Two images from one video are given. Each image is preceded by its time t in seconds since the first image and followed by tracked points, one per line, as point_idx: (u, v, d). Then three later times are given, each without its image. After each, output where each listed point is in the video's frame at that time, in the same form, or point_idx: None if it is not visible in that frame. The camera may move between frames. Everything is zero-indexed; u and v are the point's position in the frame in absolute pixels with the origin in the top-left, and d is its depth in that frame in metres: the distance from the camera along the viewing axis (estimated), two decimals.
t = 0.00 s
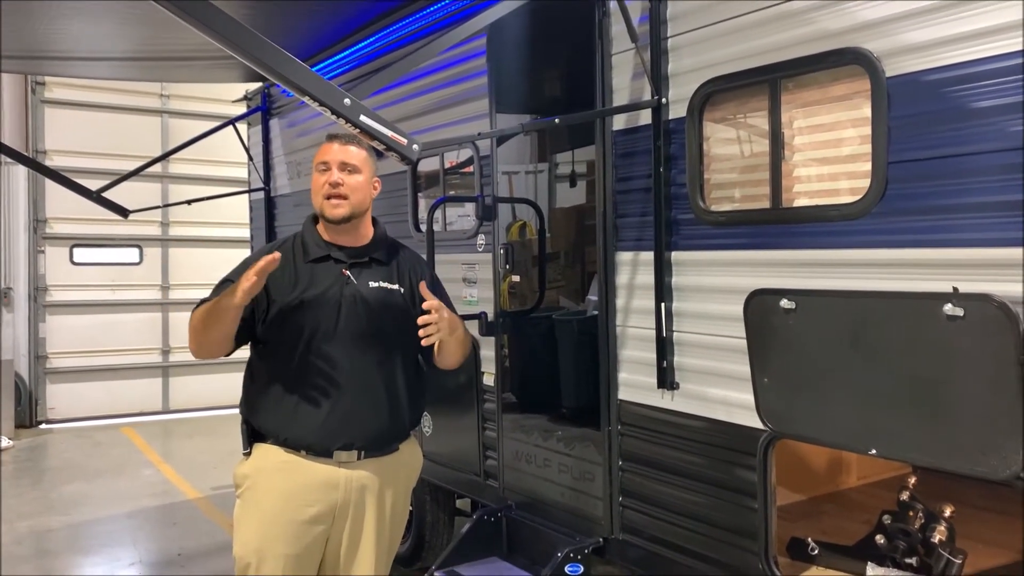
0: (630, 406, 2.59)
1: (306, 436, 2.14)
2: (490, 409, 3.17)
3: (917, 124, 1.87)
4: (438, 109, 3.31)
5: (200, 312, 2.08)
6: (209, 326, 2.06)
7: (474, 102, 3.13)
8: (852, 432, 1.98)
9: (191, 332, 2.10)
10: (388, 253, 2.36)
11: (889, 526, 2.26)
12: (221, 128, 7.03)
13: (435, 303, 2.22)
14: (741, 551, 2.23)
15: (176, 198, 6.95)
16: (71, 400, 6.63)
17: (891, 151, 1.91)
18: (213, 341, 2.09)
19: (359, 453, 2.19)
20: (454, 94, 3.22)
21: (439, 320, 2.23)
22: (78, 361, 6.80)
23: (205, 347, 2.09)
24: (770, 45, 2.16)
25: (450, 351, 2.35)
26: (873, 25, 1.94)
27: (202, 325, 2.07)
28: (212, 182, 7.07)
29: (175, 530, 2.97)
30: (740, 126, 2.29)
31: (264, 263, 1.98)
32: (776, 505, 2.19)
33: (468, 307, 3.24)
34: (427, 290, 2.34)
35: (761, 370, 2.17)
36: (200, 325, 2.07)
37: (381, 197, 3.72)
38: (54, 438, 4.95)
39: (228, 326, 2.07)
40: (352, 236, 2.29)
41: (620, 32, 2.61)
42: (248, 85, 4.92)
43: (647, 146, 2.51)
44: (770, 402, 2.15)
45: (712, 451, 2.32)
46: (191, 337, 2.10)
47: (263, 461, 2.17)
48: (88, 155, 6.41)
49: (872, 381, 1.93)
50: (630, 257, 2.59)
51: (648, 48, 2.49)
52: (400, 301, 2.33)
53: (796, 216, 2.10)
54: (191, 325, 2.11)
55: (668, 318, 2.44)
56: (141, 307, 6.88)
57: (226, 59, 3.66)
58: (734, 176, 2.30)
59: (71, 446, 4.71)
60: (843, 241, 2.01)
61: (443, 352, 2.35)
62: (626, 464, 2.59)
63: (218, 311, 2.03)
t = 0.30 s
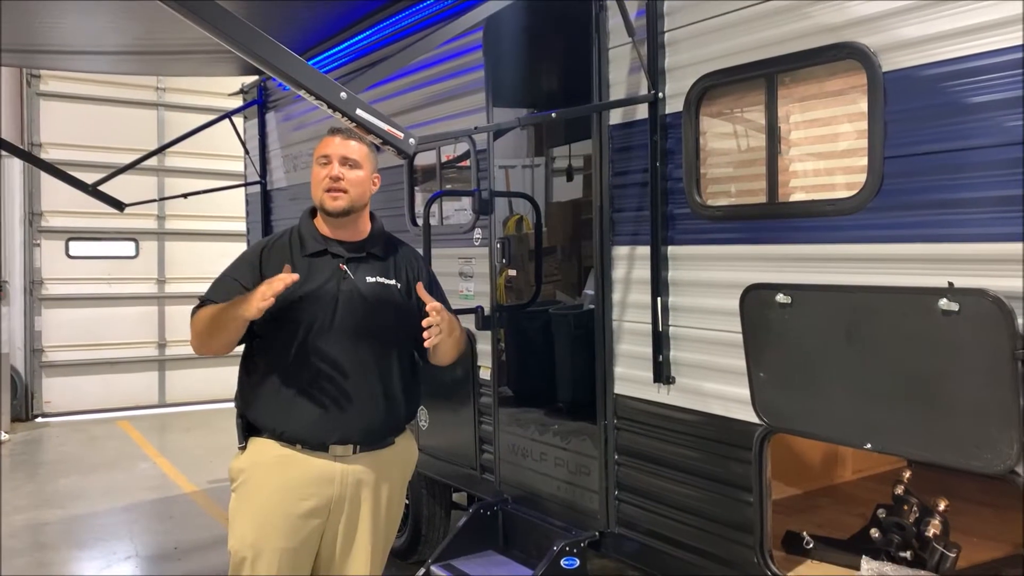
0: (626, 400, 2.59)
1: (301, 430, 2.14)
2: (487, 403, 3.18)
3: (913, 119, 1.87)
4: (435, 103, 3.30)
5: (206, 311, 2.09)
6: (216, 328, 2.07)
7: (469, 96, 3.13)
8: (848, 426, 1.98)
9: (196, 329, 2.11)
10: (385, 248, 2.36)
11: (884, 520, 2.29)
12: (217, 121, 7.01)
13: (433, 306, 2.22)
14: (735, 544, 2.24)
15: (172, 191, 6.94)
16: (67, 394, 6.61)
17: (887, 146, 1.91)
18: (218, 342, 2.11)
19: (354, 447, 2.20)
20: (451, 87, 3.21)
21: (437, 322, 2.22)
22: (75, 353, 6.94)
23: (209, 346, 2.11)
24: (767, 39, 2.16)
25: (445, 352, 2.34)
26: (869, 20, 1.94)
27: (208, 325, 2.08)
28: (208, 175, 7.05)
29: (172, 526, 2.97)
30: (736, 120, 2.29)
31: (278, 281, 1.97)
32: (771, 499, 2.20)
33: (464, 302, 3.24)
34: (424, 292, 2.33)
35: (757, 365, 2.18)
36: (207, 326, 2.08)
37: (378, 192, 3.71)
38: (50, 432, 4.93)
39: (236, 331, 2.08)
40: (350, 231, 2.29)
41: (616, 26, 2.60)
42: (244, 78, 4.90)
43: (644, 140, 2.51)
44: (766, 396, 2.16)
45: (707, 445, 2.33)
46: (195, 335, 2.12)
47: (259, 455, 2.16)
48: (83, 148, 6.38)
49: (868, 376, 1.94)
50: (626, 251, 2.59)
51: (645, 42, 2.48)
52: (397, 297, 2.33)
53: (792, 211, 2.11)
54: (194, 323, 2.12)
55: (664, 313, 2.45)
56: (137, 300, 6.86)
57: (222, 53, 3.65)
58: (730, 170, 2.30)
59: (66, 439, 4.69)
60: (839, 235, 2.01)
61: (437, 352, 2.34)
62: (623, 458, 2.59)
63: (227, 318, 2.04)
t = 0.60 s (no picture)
0: (623, 396, 2.59)
1: (298, 426, 2.14)
2: (483, 399, 3.18)
3: (910, 115, 1.87)
4: (432, 99, 3.30)
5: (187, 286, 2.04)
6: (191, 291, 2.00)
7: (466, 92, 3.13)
8: (844, 423, 1.99)
9: (177, 308, 2.07)
10: (380, 244, 2.36)
11: (880, 516, 2.28)
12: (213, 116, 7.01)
13: (425, 301, 2.20)
14: (731, 540, 2.25)
15: (168, 186, 6.92)
16: (63, 390, 6.58)
17: (884, 142, 1.91)
18: (199, 323, 2.04)
19: (351, 442, 2.20)
20: (448, 83, 3.21)
21: (430, 317, 2.21)
22: (70, 350, 6.65)
23: (187, 323, 2.03)
24: (764, 35, 2.16)
25: (441, 346, 2.34)
26: (866, 17, 1.94)
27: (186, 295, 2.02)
28: (204, 170, 7.03)
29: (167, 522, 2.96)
30: (733, 117, 2.30)
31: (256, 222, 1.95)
32: (766, 495, 2.20)
33: (461, 298, 3.24)
34: (416, 287, 2.32)
35: (753, 361, 2.18)
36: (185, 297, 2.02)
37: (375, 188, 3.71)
38: (45, 427, 4.91)
39: (212, 295, 2.01)
40: (344, 229, 2.29)
41: (613, 23, 2.60)
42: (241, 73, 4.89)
43: (641, 136, 2.51)
44: (761, 392, 2.16)
45: (703, 441, 2.33)
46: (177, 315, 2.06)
47: (256, 450, 2.17)
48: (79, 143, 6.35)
49: (865, 372, 1.94)
50: (623, 247, 2.59)
51: (642, 38, 2.48)
52: (393, 293, 2.33)
53: (788, 207, 2.11)
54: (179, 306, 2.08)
55: (661, 309, 2.45)
56: (133, 295, 6.85)
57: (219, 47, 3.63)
58: (727, 166, 2.30)
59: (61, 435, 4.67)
60: (836, 232, 2.01)
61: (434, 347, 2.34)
62: (619, 454, 2.60)
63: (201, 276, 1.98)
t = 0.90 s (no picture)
0: (620, 392, 2.59)
1: (291, 418, 2.14)
2: (480, 395, 3.17)
3: (906, 113, 1.87)
4: (430, 94, 3.29)
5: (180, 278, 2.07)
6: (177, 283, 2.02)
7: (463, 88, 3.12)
8: (840, 419, 1.99)
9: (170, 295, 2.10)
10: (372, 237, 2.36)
11: (875, 513, 2.27)
12: (210, 111, 7.00)
13: (408, 299, 2.17)
14: (727, 537, 2.25)
15: (165, 181, 6.91)
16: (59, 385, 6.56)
17: (881, 140, 1.91)
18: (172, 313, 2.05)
19: (343, 435, 2.20)
20: (445, 79, 3.20)
21: (416, 316, 2.17)
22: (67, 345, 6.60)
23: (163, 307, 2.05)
24: (762, 32, 2.15)
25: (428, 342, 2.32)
26: (863, 15, 1.94)
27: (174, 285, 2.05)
28: (201, 165, 7.02)
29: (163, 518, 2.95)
30: (731, 114, 2.30)
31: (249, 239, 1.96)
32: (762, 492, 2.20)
33: (458, 293, 3.24)
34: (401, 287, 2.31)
35: (750, 358, 2.19)
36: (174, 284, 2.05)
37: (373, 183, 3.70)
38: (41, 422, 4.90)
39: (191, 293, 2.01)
40: (342, 228, 2.29)
41: (611, 19, 2.59)
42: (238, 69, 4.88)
43: (638, 132, 2.51)
44: (758, 389, 2.16)
45: (699, 437, 2.34)
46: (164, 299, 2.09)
47: (248, 445, 2.16)
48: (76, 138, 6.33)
49: (861, 369, 1.95)
50: (620, 244, 2.59)
51: (640, 35, 2.48)
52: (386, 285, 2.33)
53: (785, 204, 2.11)
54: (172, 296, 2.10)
55: (658, 306, 2.45)
56: (129, 290, 6.83)
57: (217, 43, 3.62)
58: (725, 163, 2.30)
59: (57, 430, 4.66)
60: (833, 229, 2.01)
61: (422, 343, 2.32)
62: (615, 450, 2.60)
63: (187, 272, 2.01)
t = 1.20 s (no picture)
0: (618, 387, 2.59)
1: (273, 413, 2.15)
2: (476, 389, 3.17)
3: (905, 110, 1.87)
4: (428, 88, 3.27)
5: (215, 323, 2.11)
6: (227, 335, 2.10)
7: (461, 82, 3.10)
8: (836, 415, 2.00)
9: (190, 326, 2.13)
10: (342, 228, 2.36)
11: (870, 509, 2.29)
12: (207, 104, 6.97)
13: (337, 325, 2.13)
14: (722, 531, 2.26)
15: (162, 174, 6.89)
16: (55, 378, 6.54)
17: (880, 136, 1.91)
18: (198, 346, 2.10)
19: (323, 426, 2.20)
20: (444, 72, 3.18)
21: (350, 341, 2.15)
22: (64, 337, 6.55)
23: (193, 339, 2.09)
24: (761, 27, 2.15)
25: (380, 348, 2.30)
26: (862, 11, 1.94)
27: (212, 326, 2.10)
28: (197, 159, 7.00)
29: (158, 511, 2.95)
30: (728, 109, 2.29)
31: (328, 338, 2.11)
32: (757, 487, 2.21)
33: (455, 288, 3.24)
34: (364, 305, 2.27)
35: (746, 353, 2.19)
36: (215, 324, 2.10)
37: (369, 178, 3.70)
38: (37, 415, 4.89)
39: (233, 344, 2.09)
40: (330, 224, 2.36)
41: (610, 14, 2.59)
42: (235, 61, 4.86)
43: (637, 127, 2.51)
44: (753, 385, 2.17)
45: (692, 431, 2.34)
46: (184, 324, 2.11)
47: (227, 442, 2.15)
48: (73, 130, 6.30)
49: (857, 366, 1.95)
50: (617, 239, 2.59)
51: (639, 29, 2.47)
52: (358, 273, 2.34)
53: (783, 200, 2.11)
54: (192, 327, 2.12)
55: (655, 301, 2.45)
56: (125, 283, 6.82)
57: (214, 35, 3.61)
58: (723, 158, 2.30)
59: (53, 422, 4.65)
60: (830, 225, 2.01)
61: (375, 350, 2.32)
62: (612, 445, 2.60)
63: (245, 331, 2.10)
